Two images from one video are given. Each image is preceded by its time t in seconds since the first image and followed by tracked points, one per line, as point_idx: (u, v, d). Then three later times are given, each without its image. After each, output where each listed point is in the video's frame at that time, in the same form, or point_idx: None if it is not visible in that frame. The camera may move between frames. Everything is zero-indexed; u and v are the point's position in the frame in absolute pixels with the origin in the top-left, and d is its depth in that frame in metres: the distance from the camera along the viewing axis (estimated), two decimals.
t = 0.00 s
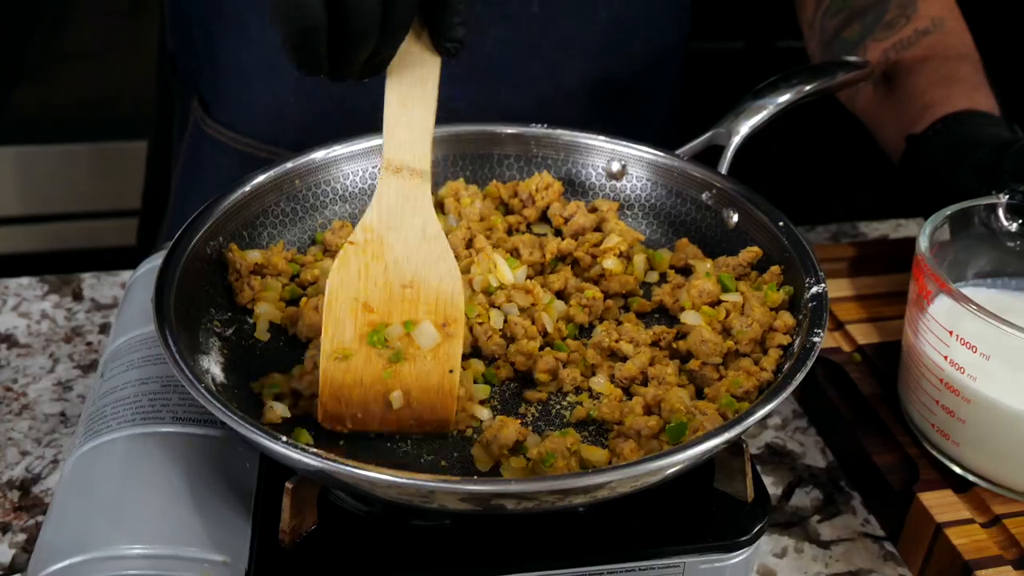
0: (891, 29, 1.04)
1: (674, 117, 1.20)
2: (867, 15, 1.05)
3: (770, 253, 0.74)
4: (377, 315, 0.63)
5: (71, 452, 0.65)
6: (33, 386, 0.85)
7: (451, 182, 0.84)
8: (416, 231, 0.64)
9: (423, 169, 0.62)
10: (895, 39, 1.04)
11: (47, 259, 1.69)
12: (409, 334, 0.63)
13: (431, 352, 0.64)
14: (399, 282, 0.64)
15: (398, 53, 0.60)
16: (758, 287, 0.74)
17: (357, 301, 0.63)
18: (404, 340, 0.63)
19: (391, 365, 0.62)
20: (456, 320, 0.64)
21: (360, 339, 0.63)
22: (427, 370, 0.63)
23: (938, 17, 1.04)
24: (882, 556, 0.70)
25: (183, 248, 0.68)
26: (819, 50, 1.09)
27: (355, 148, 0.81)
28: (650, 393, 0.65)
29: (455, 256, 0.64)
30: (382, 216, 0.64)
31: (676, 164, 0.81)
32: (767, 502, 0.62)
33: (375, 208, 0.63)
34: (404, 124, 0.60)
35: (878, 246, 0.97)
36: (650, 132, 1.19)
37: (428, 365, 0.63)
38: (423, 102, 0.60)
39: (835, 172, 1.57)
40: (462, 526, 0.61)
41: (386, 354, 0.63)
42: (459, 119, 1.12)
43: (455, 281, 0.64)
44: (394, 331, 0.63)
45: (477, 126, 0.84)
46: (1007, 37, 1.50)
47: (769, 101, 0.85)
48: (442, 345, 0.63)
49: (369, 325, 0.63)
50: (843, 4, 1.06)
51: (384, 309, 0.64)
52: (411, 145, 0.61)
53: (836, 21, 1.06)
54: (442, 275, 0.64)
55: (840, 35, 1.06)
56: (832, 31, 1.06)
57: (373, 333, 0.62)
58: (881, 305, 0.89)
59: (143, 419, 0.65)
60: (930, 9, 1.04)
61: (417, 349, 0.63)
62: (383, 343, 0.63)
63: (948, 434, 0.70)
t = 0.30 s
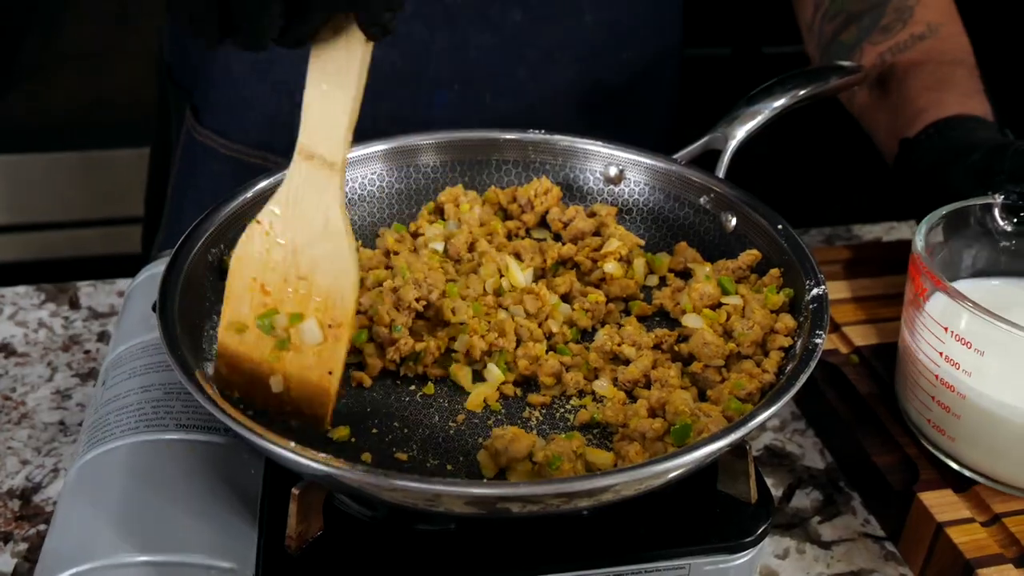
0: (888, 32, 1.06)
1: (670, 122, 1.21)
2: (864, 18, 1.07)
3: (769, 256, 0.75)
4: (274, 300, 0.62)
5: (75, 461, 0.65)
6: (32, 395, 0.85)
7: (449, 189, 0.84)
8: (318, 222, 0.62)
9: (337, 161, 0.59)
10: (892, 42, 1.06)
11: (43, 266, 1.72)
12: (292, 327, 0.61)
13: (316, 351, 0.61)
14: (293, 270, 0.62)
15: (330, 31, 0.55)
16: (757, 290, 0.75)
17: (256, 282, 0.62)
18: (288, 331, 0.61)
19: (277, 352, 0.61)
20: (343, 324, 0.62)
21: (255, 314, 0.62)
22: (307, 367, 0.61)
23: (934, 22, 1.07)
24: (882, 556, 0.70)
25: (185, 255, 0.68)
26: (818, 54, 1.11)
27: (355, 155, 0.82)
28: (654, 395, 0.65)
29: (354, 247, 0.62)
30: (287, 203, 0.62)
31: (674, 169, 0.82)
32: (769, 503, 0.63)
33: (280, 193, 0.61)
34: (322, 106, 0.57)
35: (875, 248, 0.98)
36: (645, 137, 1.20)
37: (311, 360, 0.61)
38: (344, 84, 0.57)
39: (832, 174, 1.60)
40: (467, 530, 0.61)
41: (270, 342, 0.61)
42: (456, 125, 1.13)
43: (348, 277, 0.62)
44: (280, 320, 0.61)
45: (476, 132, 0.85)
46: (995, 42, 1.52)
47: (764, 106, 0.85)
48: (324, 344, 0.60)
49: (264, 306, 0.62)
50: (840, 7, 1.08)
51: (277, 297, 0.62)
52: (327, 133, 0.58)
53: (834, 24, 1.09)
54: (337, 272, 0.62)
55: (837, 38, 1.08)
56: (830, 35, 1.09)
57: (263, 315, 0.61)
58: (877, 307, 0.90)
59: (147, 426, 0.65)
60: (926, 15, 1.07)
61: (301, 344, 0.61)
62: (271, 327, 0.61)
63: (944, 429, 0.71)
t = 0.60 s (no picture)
0: (878, 43, 1.07)
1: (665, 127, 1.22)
2: (855, 29, 1.08)
3: (769, 258, 0.76)
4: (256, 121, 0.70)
5: (80, 466, 0.65)
6: (33, 402, 0.85)
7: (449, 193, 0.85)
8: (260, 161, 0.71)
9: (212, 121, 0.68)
10: (882, 53, 1.07)
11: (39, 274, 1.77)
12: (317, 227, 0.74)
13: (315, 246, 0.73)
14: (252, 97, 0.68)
15: None
16: (758, 291, 0.75)
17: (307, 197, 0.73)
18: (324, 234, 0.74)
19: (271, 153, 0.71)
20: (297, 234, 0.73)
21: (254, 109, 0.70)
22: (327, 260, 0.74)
23: (924, 31, 1.08)
24: (883, 555, 0.71)
25: (189, 260, 0.68)
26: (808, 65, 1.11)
27: (355, 159, 0.83)
28: (658, 396, 0.66)
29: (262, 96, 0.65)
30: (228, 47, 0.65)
31: (673, 171, 0.82)
32: (773, 503, 0.63)
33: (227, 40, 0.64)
34: None
35: (871, 251, 0.99)
36: (641, 143, 1.21)
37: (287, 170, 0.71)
38: None
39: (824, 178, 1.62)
40: (472, 532, 0.62)
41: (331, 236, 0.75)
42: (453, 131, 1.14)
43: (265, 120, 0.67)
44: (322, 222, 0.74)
45: (475, 137, 0.86)
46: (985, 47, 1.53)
47: (760, 110, 0.86)
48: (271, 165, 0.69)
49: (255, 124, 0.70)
50: (831, 19, 1.09)
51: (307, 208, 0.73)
52: None
53: (824, 34, 1.09)
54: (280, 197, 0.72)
55: (827, 49, 1.09)
56: (819, 46, 1.09)
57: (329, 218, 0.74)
58: (874, 309, 0.91)
59: (153, 431, 0.66)
60: (916, 25, 1.08)
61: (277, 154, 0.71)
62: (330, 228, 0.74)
63: (944, 428, 0.72)
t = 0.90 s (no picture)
0: (879, 45, 1.09)
1: (665, 132, 1.23)
2: (857, 31, 1.09)
3: (770, 262, 0.77)
4: (270, 296, 0.63)
5: (85, 473, 0.65)
6: (35, 409, 0.85)
7: (451, 199, 0.86)
8: (293, 207, 0.62)
9: (298, 142, 0.60)
10: (884, 55, 1.08)
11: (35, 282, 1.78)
12: (292, 321, 0.62)
13: (315, 343, 0.62)
14: (282, 260, 0.63)
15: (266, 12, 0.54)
16: (759, 295, 0.76)
17: (253, 281, 0.63)
18: (288, 326, 0.62)
19: (283, 352, 0.62)
20: (337, 305, 0.62)
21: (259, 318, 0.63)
22: (316, 364, 0.62)
23: (925, 33, 1.09)
24: (885, 556, 0.71)
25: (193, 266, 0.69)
26: (812, 66, 1.13)
27: (359, 164, 0.84)
28: (662, 399, 0.66)
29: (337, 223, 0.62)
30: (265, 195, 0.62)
31: (673, 177, 0.83)
32: (776, 506, 0.63)
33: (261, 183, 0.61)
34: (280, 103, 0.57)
35: (871, 255, 1.00)
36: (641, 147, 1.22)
37: (315, 351, 0.62)
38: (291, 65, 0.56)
39: (827, 179, 1.65)
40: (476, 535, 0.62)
41: (277, 339, 0.62)
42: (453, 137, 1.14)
43: (334, 259, 0.62)
44: (280, 315, 0.62)
45: (478, 143, 0.86)
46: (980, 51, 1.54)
47: (758, 116, 0.87)
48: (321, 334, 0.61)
49: (263, 306, 0.63)
50: (833, 21, 1.10)
51: (273, 290, 0.63)
52: (289, 117, 0.58)
53: (826, 38, 1.11)
54: (320, 258, 0.62)
55: (830, 52, 1.10)
56: (822, 48, 1.11)
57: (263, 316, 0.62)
58: (874, 311, 0.92)
59: (158, 437, 0.66)
60: (918, 26, 1.09)
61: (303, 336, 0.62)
62: (271, 327, 0.62)
63: (943, 430, 0.72)
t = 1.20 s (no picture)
0: (877, 50, 1.09)
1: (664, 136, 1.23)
2: (854, 37, 1.09)
3: (774, 264, 0.77)
4: (411, 138, 0.69)
5: (92, 477, 0.65)
6: (37, 415, 0.84)
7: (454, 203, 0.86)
8: (409, 59, 0.67)
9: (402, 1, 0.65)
10: (880, 60, 1.09)
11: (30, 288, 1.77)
12: (433, 155, 0.69)
13: (455, 169, 0.70)
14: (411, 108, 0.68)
15: None
16: (764, 297, 0.76)
17: (392, 130, 0.69)
18: (454, 167, 0.70)
19: (431, 183, 0.70)
20: (469, 136, 0.68)
21: (405, 163, 0.69)
22: (461, 187, 0.70)
23: (923, 38, 1.10)
24: (889, 559, 0.71)
25: (198, 272, 0.70)
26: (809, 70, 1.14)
27: (363, 169, 0.85)
28: (669, 402, 0.67)
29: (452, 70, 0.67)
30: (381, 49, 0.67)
31: (676, 180, 0.84)
32: (783, 508, 0.63)
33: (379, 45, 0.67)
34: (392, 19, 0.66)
35: (872, 259, 1.00)
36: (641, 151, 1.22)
37: (461, 177, 0.70)
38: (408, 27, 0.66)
39: (824, 183, 1.65)
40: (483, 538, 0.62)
41: (423, 176, 0.70)
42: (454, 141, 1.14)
43: (457, 96, 0.67)
44: (422, 154, 0.69)
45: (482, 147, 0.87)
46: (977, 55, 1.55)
47: (760, 121, 0.87)
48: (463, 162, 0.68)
49: (405, 150, 0.69)
50: (829, 27, 1.10)
51: (412, 134, 0.69)
52: None
53: (824, 43, 1.11)
54: (444, 95, 0.67)
55: (827, 57, 1.11)
56: (818, 54, 1.12)
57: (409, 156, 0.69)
58: (876, 315, 0.92)
59: (164, 441, 0.66)
60: (916, 31, 1.09)
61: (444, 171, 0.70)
62: (418, 165, 0.70)
63: (948, 431, 0.72)
